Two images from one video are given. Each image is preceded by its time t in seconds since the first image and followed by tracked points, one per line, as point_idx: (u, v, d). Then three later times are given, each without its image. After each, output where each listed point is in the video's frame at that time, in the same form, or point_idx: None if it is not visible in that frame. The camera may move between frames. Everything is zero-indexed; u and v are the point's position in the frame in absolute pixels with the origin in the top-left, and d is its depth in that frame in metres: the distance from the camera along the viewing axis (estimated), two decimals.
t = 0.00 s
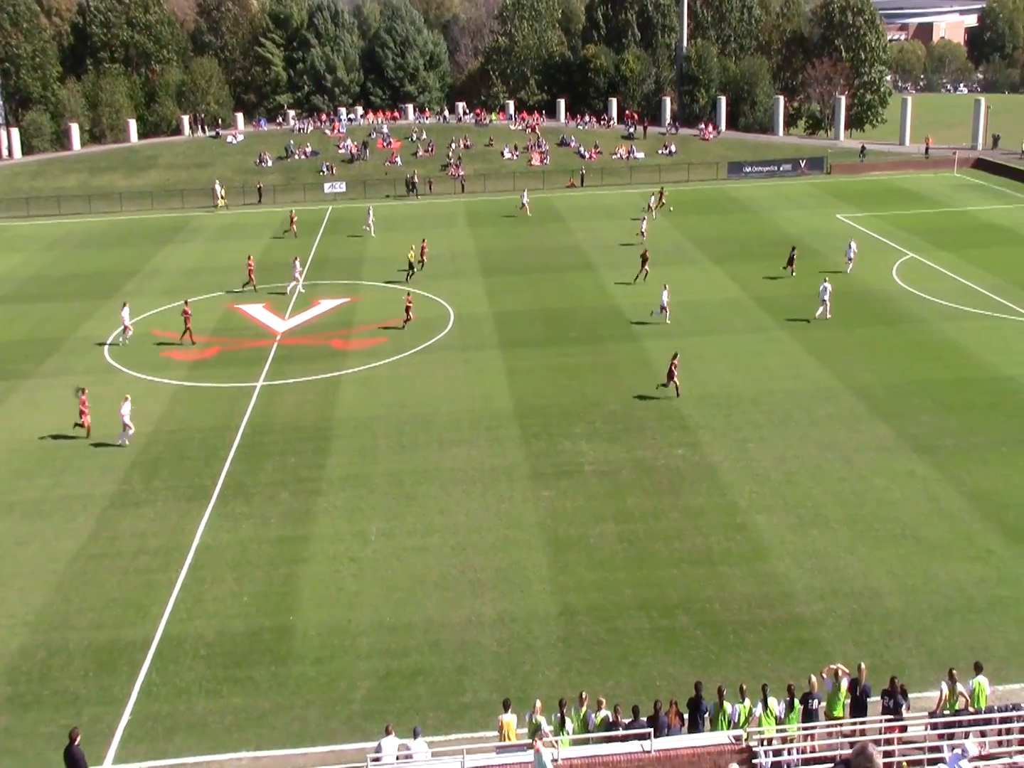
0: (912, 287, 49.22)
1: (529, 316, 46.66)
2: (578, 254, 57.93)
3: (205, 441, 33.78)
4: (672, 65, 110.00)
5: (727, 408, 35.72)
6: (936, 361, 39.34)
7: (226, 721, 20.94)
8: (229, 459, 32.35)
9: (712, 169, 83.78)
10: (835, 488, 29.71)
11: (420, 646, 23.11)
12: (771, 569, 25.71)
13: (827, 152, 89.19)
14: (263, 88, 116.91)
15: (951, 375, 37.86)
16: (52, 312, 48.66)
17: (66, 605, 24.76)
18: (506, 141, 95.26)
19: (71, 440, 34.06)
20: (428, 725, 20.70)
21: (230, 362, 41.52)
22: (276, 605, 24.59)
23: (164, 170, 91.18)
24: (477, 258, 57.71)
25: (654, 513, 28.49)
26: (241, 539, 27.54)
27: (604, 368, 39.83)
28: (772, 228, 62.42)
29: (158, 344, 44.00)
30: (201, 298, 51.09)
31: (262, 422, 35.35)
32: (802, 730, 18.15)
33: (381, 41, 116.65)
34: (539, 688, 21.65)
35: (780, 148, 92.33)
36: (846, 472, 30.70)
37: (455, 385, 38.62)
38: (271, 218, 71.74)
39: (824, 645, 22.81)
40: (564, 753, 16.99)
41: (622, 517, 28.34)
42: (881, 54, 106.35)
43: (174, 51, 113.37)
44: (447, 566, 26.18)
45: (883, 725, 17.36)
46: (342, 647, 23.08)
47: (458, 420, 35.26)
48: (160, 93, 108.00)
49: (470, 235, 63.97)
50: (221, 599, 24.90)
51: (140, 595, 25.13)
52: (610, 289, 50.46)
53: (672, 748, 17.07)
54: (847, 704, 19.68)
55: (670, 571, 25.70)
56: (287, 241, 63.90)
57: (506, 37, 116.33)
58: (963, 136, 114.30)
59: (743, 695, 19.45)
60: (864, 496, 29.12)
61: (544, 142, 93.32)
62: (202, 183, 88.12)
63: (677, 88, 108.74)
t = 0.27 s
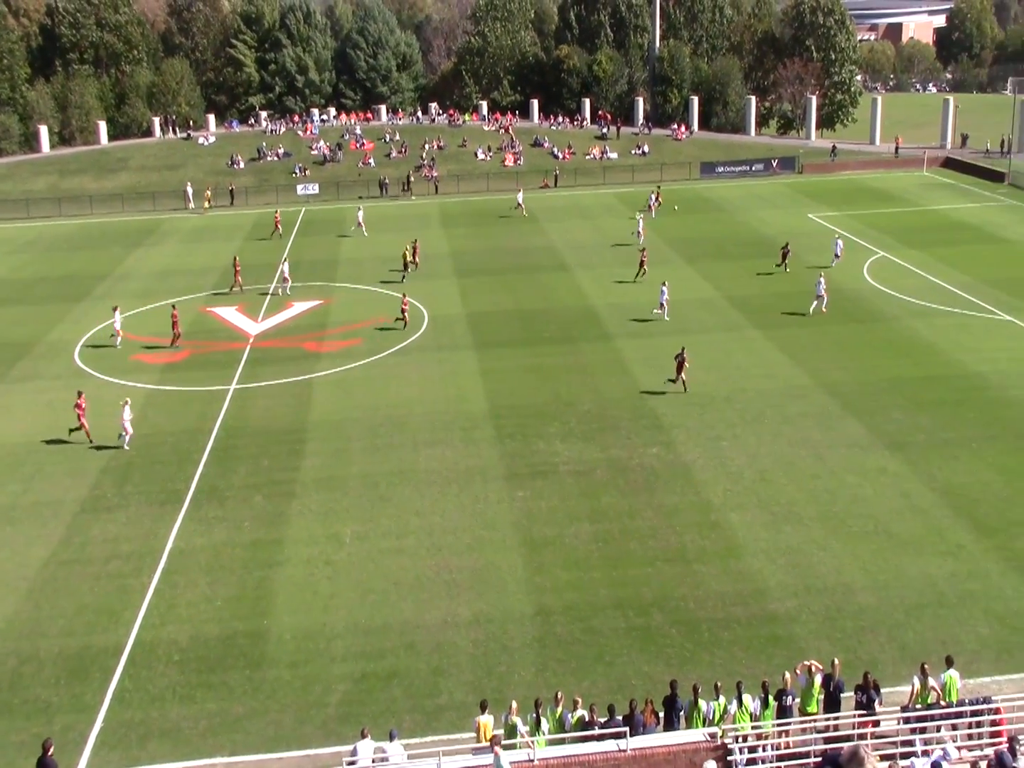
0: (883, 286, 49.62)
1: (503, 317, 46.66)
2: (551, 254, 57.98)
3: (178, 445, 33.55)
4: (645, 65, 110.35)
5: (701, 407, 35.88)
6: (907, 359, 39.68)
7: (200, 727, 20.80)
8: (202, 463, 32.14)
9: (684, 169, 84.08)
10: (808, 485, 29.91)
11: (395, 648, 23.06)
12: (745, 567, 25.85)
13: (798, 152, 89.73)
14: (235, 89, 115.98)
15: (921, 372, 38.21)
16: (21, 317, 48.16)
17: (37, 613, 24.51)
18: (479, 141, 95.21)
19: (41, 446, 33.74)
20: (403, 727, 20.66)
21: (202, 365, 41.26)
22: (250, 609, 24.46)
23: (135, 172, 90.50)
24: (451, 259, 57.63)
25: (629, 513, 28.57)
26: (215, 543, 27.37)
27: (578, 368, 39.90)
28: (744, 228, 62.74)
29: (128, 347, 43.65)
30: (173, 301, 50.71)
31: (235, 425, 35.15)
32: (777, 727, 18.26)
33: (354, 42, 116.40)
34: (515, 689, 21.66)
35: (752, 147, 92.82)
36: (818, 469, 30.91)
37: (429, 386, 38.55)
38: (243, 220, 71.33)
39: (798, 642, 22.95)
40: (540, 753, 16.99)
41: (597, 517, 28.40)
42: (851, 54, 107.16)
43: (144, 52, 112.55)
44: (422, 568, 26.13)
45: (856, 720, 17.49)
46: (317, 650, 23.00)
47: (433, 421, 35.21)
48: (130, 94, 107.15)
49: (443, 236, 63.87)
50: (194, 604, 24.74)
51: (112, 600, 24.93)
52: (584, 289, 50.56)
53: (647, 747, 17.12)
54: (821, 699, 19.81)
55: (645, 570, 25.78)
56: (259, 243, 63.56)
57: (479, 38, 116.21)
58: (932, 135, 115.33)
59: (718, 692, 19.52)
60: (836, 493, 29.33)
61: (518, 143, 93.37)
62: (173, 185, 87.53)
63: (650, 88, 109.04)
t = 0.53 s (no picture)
0: (854, 286, 50.00)
1: (477, 319, 46.63)
2: (525, 256, 58.02)
3: (150, 451, 33.31)
4: (618, 67, 110.65)
5: (675, 407, 36.02)
6: (878, 358, 40.02)
7: (174, 735, 20.65)
8: (175, 469, 31.92)
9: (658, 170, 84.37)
10: (782, 484, 30.09)
11: (371, 652, 22.99)
12: (720, 566, 25.97)
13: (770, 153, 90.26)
14: (208, 93, 115.24)
15: (892, 371, 38.55)
16: None
17: (8, 621, 24.26)
18: (453, 144, 95.15)
19: (11, 453, 33.39)
20: (379, 731, 20.61)
21: (173, 370, 40.98)
22: (224, 614, 24.32)
23: (106, 176, 89.82)
24: (425, 262, 57.54)
25: (604, 513, 28.63)
26: (188, 549, 27.20)
27: (553, 370, 39.94)
28: (718, 229, 63.04)
29: (99, 352, 43.32)
30: (144, 306, 50.32)
31: (208, 430, 34.94)
32: (752, 725, 18.34)
33: (327, 46, 116.10)
34: (491, 691, 21.66)
35: (724, 149, 93.34)
36: (792, 468, 31.11)
37: (404, 389, 38.48)
38: (215, 223, 70.94)
39: (772, 640, 23.08)
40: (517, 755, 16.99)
41: (572, 518, 28.46)
42: (822, 57, 107.97)
43: (115, 55, 111.73)
44: (398, 571, 26.07)
45: (830, 717, 17.61)
46: (292, 656, 22.89)
47: (407, 424, 35.14)
48: (101, 98, 106.26)
49: (417, 239, 63.79)
50: (168, 610, 24.57)
51: (84, 609, 24.71)
52: (558, 291, 50.63)
53: (623, 747, 17.14)
54: (795, 697, 19.91)
55: (620, 570, 25.86)
56: (232, 247, 63.21)
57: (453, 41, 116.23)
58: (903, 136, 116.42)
59: (694, 691, 19.56)
60: (809, 491, 29.56)
61: (492, 145, 93.41)
62: (145, 189, 86.95)
63: (623, 90, 109.38)
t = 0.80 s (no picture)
0: (828, 284, 50.33)
1: (454, 320, 46.59)
2: (502, 257, 58.02)
3: (124, 455, 33.05)
4: (593, 68, 110.84)
5: (652, 407, 36.13)
6: (853, 356, 40.30)
7: (150, 741, 20.50)
8: (150, 473, 31.69)
9: (633, 170, 84.55)
10: (758, 482, 30.25)
11: (349, 655, 22.92)
12: (697, 565, 26.06)
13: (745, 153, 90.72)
14: (181, 94, 114.54)
15: (867, 369, 38.83)
16: None
17: None
18: (429, 145, 95.02)
19: None
20: (358, 734, 20.55)
21: (148, 373, 40.69)
22: (200, 619, 24.18)
23: (78, 178, 89.08)
24: (401, 263, 57.40)
25: (581, 513, 28.67)
26: (164, 553, 27.02)
27: (530, 370, 39.96)
28: (693, 229, 63.26)
29: (74, 356, 42.97)
30: (120, 309, 49.93)
31: (183, 433, 34.71)
32: (729, 722, 18.40)
33: (301, 47, 115.52)
34: (469, 692, 21.64)
35: (699, 149, 93.74)
36: (768, 466, 31.26)
37: (380, 391, 38.39)
38: (190, 226, 70.51)
39: (749, 638, 23.19)
40: (496, 756, 16.95)
41: (550, 518, 28.47)
42: (796, 57, 108.61)
43: (87, 56, 110.80)
44: (375, 573, 26.00)
45: (806, 713, 17.70)
46: (270, 659, 22.78)
47: (384, 426, 35.05)
48: (73, 99, 105.36)
49: (393, 240, 63.63)
50: (143, 615, 24.40)
51: (58, 615, 24.48)
52: (535, 292, 50.68)
53: (602, 746, 17.15)
54: (772, 694, 20.00)
55: (598, 570, 25.90)
56: (207, 249, 62.85)
57: (428, 42, 116.16)
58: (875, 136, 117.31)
59: (672, 690, 19.61)
60: (785, 489, 29.72)
61: (467, 146, 93.34)
62: (118, 191, 86.30)
63: (598, 91, 109.56)
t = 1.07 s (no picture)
0: (806, 283, 50.62)
1: (434, 321, 46.53)
2: (481, 257, 57.98)
3: (101, 458, 32.83)
4: (572, 68, 110.95)
5: (632, 407, 36.20)
6: (831, 355, 40.53)
7: (129, 746, 20.37)
8: (127, 477, 31.48)
9: (613, 171, 84.65)
10: (737, 481, 30.36)
11: (329, 658, 22.85)
12: (678, 564, 26.13)
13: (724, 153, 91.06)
14: (158, 95, 113.96)
15: (845, 368, 39.05)
16: None
17: None
18: (408, 145, 94.87)
19: None
20: (338, 737, 20.49)
21: (126, 376, 40.41)
22: (179, 623, 24.04)
23: (54, 180, 88.40)
24: (380, 265, 57.26)
25: (562, 513, 28.69)
26: (142, 557, 26.85)
27: (510, 371, 39.95)
28: (672, 229, 63.44)
29: (53, 359, 42.64)
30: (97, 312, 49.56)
31: (161, 437, 34.49)
32: (709, 720, 18.46)
33: (279, 47, 114.72)
34: (450, 693, 21.63)
35: (678, 149, 94.03)
36: (747, 465, 31.39)
37: (359, 393, 38.29)
38: (167, 227, 70.11)
39: (729, 636, 23.27)
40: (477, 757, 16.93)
41: (530, 519, 28.48)
42: (773, 58, 109.08)
43: (62, 57, 109.98)
44: (355, 575, 25.93)
45: (785, 710, 17.79)
46: (249, 663, 22.67)
47: (364, 428, 34.97)
48: (48, 100, 104.53)
49: (372, 241, 63.47)
50: (122, 620, 24.25)
51: (34, 621, 24.28)
52: (515, 292, 50.67)
53: (583, 745, 17.16)
54: (752, 692, 20.08)
55: (579, 570, 25.94)
56: (185, 251, 62.50)
57: (406, 43, 116.05)
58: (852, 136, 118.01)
59: (652, 689, 19.65)
60: (765, 488, 29.84)
61: (446, 147, 93.23)
62: (95, 193, 85.71)
63: (577, 92, 109.64)
